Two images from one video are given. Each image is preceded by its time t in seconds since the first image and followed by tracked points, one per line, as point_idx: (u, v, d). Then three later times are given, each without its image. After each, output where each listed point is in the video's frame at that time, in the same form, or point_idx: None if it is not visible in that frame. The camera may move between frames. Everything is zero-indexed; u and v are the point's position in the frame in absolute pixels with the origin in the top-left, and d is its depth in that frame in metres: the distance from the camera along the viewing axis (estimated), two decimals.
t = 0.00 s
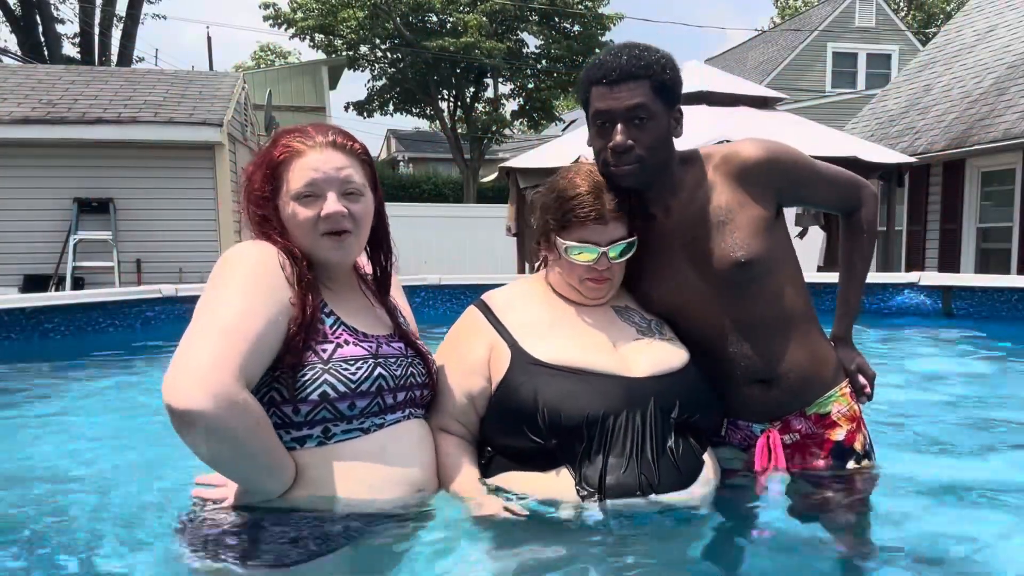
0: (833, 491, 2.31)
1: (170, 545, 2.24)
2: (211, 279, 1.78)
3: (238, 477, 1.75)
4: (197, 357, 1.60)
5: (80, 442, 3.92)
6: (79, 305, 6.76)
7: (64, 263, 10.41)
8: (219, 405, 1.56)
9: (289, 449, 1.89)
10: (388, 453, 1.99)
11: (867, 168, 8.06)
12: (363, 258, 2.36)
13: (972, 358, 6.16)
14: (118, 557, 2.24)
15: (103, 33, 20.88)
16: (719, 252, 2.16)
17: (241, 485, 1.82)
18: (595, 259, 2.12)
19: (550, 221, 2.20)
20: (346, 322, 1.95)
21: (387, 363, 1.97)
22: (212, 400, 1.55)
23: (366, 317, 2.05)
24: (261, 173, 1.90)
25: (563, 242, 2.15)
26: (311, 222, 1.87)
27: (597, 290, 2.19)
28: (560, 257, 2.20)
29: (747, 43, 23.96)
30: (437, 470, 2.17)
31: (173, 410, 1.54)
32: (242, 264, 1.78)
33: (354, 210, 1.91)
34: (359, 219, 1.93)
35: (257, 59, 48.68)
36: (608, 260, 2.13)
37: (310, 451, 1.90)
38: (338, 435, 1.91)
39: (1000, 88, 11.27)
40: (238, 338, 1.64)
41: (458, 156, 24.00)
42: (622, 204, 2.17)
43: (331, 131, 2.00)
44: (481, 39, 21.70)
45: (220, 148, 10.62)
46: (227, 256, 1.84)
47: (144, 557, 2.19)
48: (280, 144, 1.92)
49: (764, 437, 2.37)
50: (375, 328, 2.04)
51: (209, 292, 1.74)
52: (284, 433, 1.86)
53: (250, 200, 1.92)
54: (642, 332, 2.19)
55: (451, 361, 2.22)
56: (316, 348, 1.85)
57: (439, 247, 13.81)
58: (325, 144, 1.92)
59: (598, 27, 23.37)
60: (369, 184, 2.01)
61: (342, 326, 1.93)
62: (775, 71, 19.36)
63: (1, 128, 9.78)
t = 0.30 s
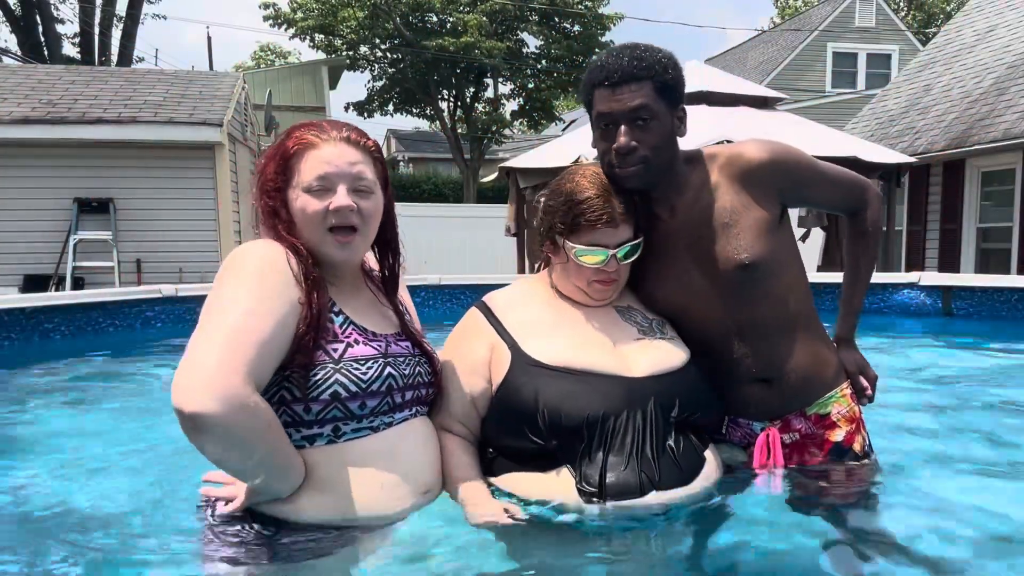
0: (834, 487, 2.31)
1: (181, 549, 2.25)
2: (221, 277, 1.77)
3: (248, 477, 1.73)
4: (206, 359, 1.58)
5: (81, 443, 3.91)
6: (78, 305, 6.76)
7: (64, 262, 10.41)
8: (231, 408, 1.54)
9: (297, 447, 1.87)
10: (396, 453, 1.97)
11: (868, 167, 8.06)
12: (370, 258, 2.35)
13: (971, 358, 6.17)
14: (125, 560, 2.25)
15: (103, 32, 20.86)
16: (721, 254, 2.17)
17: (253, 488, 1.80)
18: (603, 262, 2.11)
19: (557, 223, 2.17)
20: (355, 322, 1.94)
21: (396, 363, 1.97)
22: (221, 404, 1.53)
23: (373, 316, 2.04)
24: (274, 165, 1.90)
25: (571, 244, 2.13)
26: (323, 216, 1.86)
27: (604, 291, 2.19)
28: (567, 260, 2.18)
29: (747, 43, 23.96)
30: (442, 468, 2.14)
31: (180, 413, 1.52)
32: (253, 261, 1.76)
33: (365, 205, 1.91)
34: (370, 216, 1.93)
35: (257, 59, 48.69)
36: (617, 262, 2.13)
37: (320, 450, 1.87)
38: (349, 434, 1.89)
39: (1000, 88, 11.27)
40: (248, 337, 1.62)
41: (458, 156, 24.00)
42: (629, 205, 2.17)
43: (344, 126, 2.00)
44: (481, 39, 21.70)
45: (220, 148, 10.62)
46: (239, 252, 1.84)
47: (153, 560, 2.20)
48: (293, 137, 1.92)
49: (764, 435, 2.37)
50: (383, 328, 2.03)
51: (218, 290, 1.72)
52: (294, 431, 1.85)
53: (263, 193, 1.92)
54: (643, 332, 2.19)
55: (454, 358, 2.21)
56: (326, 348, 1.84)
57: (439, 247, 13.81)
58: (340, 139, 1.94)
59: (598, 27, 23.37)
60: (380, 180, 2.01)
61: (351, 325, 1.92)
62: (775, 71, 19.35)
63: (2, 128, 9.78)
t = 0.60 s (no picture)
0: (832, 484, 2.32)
1: (178, 542, 2.25)
2: (228, 277, 1.78)
3: (241, 484, 1.77)
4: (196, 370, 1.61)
5: (80, 442, 3.91)
6: (78, 305, 6.75)
7: (64, 262, 10.41)
8: (204, 427, 1.57)
9: (298, 448, 1.89)
10: (397, 453, 1.98)
11: (868, 167, 8.07)
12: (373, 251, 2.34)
13: (971, 358, 6.18)
14: (124, 555, 2.25)
15: (103, 32, 20.85)
16: (724, 254, 2.16)
17: (245, 490, 1.84)
18: (611, 261, 2.11)
19: (564, 222, 2.17)
20: (358, 327, 1.91)
21: (400, 368, 1.96)
22: (199, 421, 1.56)
23: (377, 316, 2.03)
24: (281, 158, 1.90)
25: (579, 242, 2.13)
26: (329, 211, 1.86)
27: (610, 291, 2.19)
28: (573, 258, 2.18)
29: (747, 43, 23.96)
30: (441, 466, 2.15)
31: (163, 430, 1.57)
32: (253, 267, 1.77)
33: (372, 201, 1.91)
34: (376, 212, 1.93)
35: (257, 59, 48.69)
36: (624, 262, 2.13)
37: (321, 450, 1.90)
38: (350, 436, 1.90)
39: (1000, 88, 11.28)
40: (238, 347, 1.63)
41: (458, 156, 24.00)
42: (634, 203, 2.16)
43: (351, 122, 2.00)
44: (481, 39, 21.69)
45: (220, 148, 10.63)
46: (248, 255, 1.84)
47: (150, 554, 2.20)
48: (300, 131, 1.92)
49: (765, 434, 2.37)
50: (387, 327, 2.03)
51: (223, 291, 1.73)
52: (298, 432, 1.87)
53: (270, 185, 1.91)
54: (647, 333, 2.19)
55: (461, 353, 2.21)
56: (329, 356, 1.84)
57: (439, 247, 13.81)
58: (344, 130, 1.95)
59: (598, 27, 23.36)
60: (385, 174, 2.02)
61: (354, 331, 1.90)
62: (775, 71, 19.36)
63: (2, 128, 9.77)
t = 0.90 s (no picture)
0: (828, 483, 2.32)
1: (178, 543, 2.25)
2: (226, 281, 1.78)
3: (237, 492, 1.76)
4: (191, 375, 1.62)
5: (79, 442, 3.92)
6: (78, 305, 6.76)
7: (65, 262, 10.42)
8: (200, 431, 1.56)
9: (294, 455, 1.88)
10: (392, 460, 2.00)
11: (867, 167, 8.07)
12: (372, 255, 2.35)
13: (971, 358, 6.18)
14: (123, 556, 2.25)
15: (103, 32, 20.85)
16: (723, 255, 2.16)
17: (241, 499, 1.82)
18: (607, 258, 2.11)
19: (559, 219, 2.18)
20: (354, 334, 1.92)
21: (395, 373, 1.96)
22: (196, 426, 1.56)
23: (375, 322, 2.03)
24: (278, 163, 1.90)
25: (574, 240, 2.13)
26: (326, 214, 1.85)
27: (607, 288, 2.19)
28: (569, 256, 2.19)
29: (747, 43, 23.97)
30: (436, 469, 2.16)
31: (159, 439, 1.56)
32: (247, 274, 1.78)
33: (371, 203, 1.91)
34: (375, 214, 1.93)
35: (257, 59, 48.72)
36: (620, 259, 2.14)
37: (317, 458, 1.89)
38: (345, 444, 1.90)
39: (1000, 88, 11.28)
40: (237, 348, 1.64)
41: (458, 156, 24.00)
42: (631, 203, 2.17)
43: (350, 125, 2.01)
44: (481, 39, 21.70)
45: (220, 148, 10.62)
46: (246, 261, 1.85)
47: (151, 555, 2.20)
48: (299, 134, 1.93)
49: (763, 436, 2.35)
50: (384, 333, 2.02)
51: (221, 294, 1.74)
52: (294, 440, 1.86)
53: (267, 188, 1.92)
54: (646, 331, 2.19)
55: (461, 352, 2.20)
56: (322, 363, 1.84)
57: (440, 247, 13.82)
58: (343, 135, 1.95)
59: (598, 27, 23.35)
60: (384, 178, 2.02)
61: (349, 337, 1.90)
62: (775, 71, 19.35)
63: (2, 128, 9.77)
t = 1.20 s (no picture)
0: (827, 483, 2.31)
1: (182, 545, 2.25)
2: (229, 281, 1.76)
3: (250, 492, 1.74)
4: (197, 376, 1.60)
5: (80, 442, 3.91)
6: (78, 305, 6.76)
7: (65, 262, 10.42)
8: (212, 429, 1.55)
9: (302, 454, 1.87)
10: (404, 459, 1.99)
11: (868, 167, 8.06)
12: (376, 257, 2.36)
13: (970, 358, 6.18)
14: (124, 557, 2.25)
15: (103, 32, 20.86)
16: (721, 257, 2.16)
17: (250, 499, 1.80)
18: (605, 257, 2.10)
19: (556, 219, 2.18)
20: (360, 332, 1.92)
21: (403, 372, 1.96)
22: (205, 425, 1.54)
23: (380, 322, 2.02)
24: (285, 166, 1.90)
25: (573, 240, 2.12)
26: (330, 217, 1.85)
27: (606, 287, 2.18)
28: (567, 256, 2.18)
29: (747, 43, 23.96)
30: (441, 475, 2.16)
31: (170, 437, 1.55)
32: (252, 274, 1.76)
33: (376, 205, 1.91)
34: (380, 216, 1.93)
35: (257, 59, 48.79)
36: (619, 257, 2.13)
37: (325, 457, 1.88)
38: (355, 443, 1.90)
39: (1000, 88, 11.27)
40: (243, 351, 1.63)
41: (458, 156, 24.02)
42: (629, 205, 2.18)
43: (356, 127, 2.01)
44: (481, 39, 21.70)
45: (220, 148, 10.62)
46: (251, 260, 1.84)
47: (153, 557, 2.20)
48: (307, 137, 1.93)
49: (758, 436, 2.38)
50: (388, 332, 2.02)
51: (225, 294, 1.73)
52: (302, 439, 1.85)
53: (274, 190, 1.92)
54: (648, 332, 2.17)
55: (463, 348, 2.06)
56: (332, 361, 1.84)
57: (439, 247, 13.82)
58: (350, 138, 1.95)
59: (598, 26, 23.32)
60: (390, 181, 2.02)
61: (357, 336, 1.90)
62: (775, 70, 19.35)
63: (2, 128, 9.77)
